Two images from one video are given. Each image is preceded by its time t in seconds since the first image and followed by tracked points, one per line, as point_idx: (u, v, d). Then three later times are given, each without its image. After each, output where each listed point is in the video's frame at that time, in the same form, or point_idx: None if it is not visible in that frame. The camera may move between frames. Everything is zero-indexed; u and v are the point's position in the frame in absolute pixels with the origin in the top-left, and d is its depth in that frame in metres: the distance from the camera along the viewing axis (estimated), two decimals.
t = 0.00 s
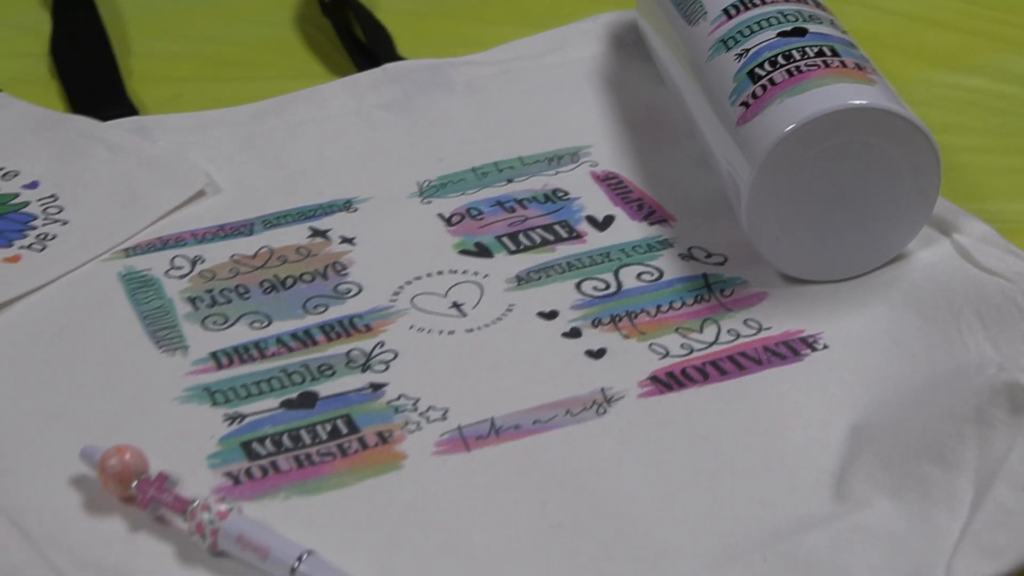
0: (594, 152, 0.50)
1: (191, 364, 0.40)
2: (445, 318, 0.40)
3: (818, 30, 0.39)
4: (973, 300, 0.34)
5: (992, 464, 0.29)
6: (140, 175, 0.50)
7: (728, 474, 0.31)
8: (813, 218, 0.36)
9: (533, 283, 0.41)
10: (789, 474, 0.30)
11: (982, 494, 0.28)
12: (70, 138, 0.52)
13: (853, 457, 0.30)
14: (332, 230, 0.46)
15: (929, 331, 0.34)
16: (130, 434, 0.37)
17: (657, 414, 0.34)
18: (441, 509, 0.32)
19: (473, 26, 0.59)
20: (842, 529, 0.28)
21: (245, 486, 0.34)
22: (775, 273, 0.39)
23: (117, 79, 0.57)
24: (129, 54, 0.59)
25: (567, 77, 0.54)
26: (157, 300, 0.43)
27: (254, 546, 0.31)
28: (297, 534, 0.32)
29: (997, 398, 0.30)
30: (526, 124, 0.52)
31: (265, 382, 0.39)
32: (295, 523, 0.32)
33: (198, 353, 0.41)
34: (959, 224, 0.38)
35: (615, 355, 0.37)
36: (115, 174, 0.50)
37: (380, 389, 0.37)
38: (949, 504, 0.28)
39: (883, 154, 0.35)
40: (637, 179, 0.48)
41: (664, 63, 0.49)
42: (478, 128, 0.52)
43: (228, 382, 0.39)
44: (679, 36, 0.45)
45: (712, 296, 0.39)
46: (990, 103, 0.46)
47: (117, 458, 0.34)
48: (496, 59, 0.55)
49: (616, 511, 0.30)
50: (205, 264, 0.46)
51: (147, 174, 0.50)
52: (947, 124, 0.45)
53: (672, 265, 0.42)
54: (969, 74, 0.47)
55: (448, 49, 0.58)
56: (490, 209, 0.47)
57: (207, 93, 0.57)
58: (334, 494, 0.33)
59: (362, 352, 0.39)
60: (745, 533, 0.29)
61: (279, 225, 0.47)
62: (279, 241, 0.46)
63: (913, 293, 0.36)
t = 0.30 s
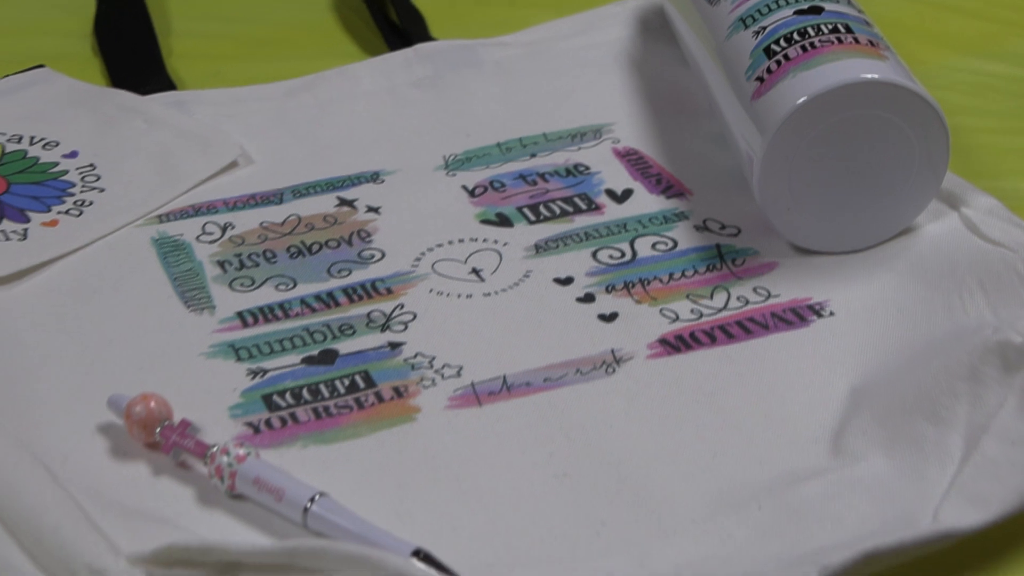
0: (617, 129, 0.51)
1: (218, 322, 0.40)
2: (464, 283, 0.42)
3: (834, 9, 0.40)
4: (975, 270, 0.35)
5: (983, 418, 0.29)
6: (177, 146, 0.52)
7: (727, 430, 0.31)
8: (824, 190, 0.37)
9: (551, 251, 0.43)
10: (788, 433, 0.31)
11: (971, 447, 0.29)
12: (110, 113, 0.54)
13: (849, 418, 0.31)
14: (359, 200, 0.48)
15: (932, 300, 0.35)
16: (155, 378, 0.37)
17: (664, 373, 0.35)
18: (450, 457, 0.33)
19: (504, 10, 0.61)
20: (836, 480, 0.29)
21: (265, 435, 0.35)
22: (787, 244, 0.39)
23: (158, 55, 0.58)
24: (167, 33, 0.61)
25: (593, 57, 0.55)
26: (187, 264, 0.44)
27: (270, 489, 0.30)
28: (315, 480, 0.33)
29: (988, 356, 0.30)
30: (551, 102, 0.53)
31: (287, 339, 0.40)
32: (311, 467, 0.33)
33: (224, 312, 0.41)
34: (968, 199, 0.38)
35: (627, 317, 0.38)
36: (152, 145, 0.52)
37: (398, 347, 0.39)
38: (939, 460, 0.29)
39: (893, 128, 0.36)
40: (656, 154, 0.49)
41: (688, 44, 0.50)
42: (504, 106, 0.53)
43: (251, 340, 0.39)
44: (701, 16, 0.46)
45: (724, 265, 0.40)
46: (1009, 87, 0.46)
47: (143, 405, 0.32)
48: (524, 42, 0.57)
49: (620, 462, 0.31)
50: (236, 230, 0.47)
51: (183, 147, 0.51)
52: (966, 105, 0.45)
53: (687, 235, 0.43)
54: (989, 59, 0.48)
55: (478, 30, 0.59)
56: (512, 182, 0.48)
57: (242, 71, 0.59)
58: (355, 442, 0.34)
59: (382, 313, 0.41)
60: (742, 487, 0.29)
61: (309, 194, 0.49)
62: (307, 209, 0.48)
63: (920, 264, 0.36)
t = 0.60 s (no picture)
0: (640, 111, 0.51)
1: (240, 292, 0.41)
2: (481, 256, 0.42)
3: None
4: (980, 245, 0.35)
5: (973, 387, 0.30)
6: (208, 123, 0.52)
7: (726, 396, 0.32)
8: (835, 168, 0.37)
9: (568, 227, 0.43)
10: (788, 399, 0.32)
11: (959, 413, 0.29)
12: (144, 90, 0.54)
13: (847, 386, 0.32)
14: (384, 176, 0.49)
15: (935, 272, 0.35)
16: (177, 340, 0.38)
17: (671, 343, 0.35)
18: (456, 420, 0.33)
19: None
20: (830, 442, 0.29)
21: (279, 397, 0.35)
22: (800, 222, 0.39)
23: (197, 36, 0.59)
24: (207, 14, 0.62)
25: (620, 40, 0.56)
26: (214, 236, 0.45)
27: (280, 445, 0.30)
28: (324, 441, 0.33)
29: (981, 326, 0.31)
30: (578, 84, 0.54)
31: (307, 308, 0.40)
32: (321, 429, 0.34)
33: (248, 282, 0.42)
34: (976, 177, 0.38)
35: (639, 290, 0.39)
36: (186, 123, 0.52)
37: (412, 316, 0.39)
38: (928, 423, 0.29)
39: (903, 108, 0.36)
40: (678, 135, 0.49)
41: (710, 26, 0.50)
42: (531, 88, 0.54)
43: (272, 307, 0.40)
44: None
45: (737, 242, 0.40)
46: None
47: (161, 364, 0.32)
48: (552, 26, 0.57)
49: (621, 425, 0.32)
50: (262, 204, 0.48)
51: (214, 123, 0.52)
52: (984, 90, 0.45)
53: (702, 213, 0.43)
54: (1011, 45, 0.47)
55: (507, 13, 0.62)
56: (534, 161, 0.48)
57: (281, 54, 0.60)
58: (367, 404, 0.34)
59: (400, 284, 0.41)
60: (738, 445, 0.30)
61: (336, 170, 0.50)
62: (333, 185, 0.49)
63: (927, 240, 0.37)
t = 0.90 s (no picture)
0: (665, 99, 0.51)
1: (262, 270, 0.41)
2: (499, 238, 0.42)
3: None
4: (989, 230, 0.36)
5: (970, 367, 0.30)
6: (237, 107, 0.52)
7: (737, 381, 0.33)
8: (848, 155, 0.37)
9: (586, 211, 0.44)
10: (794, 379, 0.33)
11: (956, 394, 0.30)
12: (178, 74, 0.55)
13: (851, 367, 0.33)
14: (407, 160, 0.49)
15: (948, 262, 0.35)
16: (198, 319, 0.38)
17: (679, 325, 0.36)
18: (464, 399, 0.34)
19: None
20: (830, 423, 0.30)
21: (292, 371, 0.36)
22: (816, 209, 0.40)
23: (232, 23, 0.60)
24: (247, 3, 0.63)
25: (647, 29, 0.56)
26: (238, 217, 0.45)
27: (288, 418, 0.30)
28: (333, 415, 0.33)
29: (980, 309, 0.32)
30: (604, 72, 0.53)
31: (324, 287, 0.40)
32: (331, 404, 0.34)
33: (269, 261, 0.42)
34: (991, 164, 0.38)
35: (650, 274, 0.39)
36: (216, 106, 0.52)
37: (427, 296, 0.39)
38: (926, 404, 0.30)
39: (916, 95, 0.36)
40: (700, 123, 0.49)
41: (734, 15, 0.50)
42: (557, 76, 0.54)
43: (290, 286, 0.40)
44: None
45: (751, 228, 0.40)
46: None
47: (177, 338, 0.32)
48: (581, 15, 0.57)
49: (625, 404, 0.33)
50: (288, 185, 0.48)
51: (243, 106, 0.52)
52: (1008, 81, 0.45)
53: (717, 199, 0.43)
54: None
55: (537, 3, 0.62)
56: (557, 146, 0.49)
57: (313, 42, 0.60)
58: (373, 382, 0.35)
59: (416, 265, 0.42)
60: (738, 425, 0.31)
61: (362, 154, 0.50)
62: (357, 168, 0.49)
63: (939, 226, 0.37)
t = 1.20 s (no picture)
0: (692, 95, 0.50)
1: (283, 259, 0.41)
2: (519, 231, 0.42)
3: None
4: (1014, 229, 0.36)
5: (985, 365, 0.31)
6: (270, 98, 0.51)
7: (753, 376, 0.33)
8: (869, 148, 0.38)
9: (609, 204, 0.43)
10: (807, 375, 0.33)
11: (969, 392, 0.30)
12: (214, 67, 0.52)
13: (866, 363, 0.33)
14: (434, 153, 0.48)
15: (967, 259, 0.36)
16: (218, 305, 0.38)
17: (696, 321, 0.35)
18: (476, 391, 0.34)
19: None
20: (841, 419, 0.30)
21: (306, 359, 0.36)
22: (838, 205, 0.40)
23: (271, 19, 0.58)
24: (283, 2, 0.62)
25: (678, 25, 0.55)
26: (264, 206, 0.44)
27: (297, 405, 0.31)
28: (344, 406, 0.33)
29: (995, 306, 0.32)
30: (633, 68, 0.53)
31: (344, 276, 0.40)
32: (343, 394, 0.34)
33: (291, 250, 0.41)
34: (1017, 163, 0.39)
35: (669, 267, 0.39)
36: (249, 97, 0.51)
37: (445, 287, 0.39)
38: (940, 402, 0.30)
39: (936, 90, 0.37)
40: (727, 119, 0.48)
41: (763, 11, 0.49)
42: (586, 71, 0.53)
43: (311, 275, 0.40)
44: None
45: (773, 223, 0.40)
46: None
47: (193, 324, 0.33)
48: (612, 13, 0.56)
49: (636, 399, 0.32)
50: (315, 176, 0.47)
51: (276, 99, 0.51)
52: None
53: (740, 194, 0.43)
54: None
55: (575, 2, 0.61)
56: (582, 140, 0.48)
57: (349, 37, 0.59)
58: (386, 370, 0.35)
59: (436, 255, 0.41)
60: (748, 422, 0.31)
61: (389, 147, 0.49)
62: (382, 161, 0.48)
63: (963, 225, 0.37)
